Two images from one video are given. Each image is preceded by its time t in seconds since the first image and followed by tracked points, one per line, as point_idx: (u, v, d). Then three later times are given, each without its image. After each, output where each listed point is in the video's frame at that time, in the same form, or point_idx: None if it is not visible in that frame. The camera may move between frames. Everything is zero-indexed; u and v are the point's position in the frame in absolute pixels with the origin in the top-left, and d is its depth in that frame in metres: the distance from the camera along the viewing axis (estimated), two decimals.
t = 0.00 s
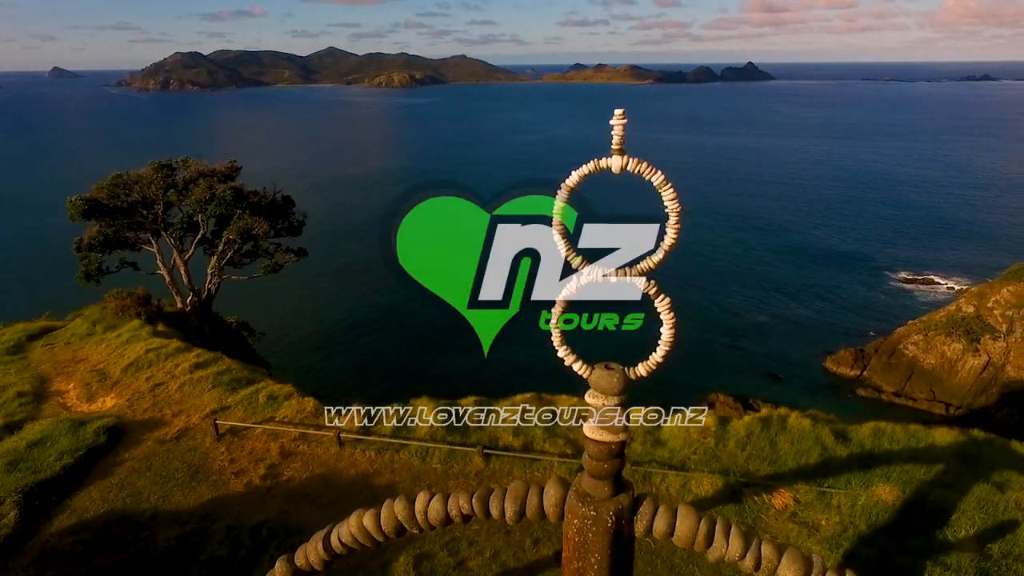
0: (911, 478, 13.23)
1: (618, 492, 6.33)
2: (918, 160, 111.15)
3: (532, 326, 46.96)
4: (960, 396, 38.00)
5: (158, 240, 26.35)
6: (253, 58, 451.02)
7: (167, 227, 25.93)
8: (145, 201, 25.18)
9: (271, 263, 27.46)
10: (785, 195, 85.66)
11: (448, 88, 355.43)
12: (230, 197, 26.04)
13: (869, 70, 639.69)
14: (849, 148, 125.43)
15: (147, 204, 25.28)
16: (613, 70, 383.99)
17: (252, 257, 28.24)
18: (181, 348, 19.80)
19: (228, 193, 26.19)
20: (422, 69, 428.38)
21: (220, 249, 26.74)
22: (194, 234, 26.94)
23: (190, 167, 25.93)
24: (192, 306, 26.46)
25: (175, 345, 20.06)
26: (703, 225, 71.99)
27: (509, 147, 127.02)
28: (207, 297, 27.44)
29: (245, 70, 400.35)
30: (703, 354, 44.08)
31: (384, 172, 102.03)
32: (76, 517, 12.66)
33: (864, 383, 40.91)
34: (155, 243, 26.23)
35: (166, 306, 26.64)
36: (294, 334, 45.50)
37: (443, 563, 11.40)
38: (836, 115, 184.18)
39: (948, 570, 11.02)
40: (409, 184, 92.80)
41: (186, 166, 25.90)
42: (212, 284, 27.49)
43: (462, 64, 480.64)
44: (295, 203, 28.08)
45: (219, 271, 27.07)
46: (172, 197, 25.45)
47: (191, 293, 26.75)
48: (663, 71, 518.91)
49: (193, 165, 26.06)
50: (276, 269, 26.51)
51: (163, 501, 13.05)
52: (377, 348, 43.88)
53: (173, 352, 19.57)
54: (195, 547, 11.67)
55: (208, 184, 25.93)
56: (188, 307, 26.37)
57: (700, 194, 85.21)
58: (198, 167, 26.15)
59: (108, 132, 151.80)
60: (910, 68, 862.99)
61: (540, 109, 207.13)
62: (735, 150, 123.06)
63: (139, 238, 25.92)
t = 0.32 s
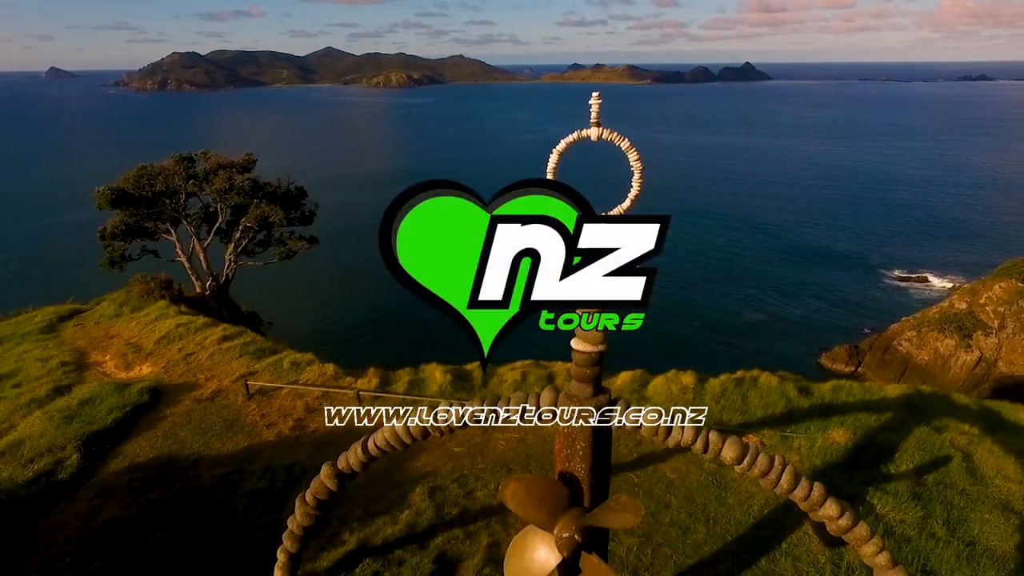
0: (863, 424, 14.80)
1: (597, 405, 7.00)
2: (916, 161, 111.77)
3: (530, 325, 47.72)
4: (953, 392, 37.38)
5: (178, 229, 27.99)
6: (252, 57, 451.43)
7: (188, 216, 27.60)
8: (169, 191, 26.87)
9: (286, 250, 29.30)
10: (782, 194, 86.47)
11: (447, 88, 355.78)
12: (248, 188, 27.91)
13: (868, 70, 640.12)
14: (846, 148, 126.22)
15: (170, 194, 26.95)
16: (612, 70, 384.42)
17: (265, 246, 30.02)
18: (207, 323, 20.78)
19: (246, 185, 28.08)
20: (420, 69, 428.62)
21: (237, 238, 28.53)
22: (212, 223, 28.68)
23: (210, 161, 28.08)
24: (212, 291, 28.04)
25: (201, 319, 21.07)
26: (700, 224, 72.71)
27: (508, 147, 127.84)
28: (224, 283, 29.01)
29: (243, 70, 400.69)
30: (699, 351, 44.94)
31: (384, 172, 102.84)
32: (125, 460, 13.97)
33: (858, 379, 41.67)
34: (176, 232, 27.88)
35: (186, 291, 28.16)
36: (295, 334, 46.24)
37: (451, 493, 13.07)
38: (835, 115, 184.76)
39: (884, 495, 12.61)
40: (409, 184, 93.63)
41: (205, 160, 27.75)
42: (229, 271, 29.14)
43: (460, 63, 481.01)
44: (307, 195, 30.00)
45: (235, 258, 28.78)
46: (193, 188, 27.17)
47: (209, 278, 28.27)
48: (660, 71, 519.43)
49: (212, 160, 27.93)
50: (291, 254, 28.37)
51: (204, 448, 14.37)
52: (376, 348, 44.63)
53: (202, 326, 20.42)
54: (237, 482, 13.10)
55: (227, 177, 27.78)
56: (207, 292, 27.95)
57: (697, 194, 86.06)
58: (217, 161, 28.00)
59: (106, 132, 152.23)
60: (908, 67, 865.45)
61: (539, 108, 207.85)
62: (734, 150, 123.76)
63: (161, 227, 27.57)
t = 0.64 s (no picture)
0: (820, 377, 16.58)
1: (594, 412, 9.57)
2: (916, 161, 112.34)
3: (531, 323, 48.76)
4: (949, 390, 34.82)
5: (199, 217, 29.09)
6: (252, 57, 452.03)
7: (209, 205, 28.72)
8: (192, 181, 27.97)
9: (300, 238, 30.53)
10: (783, 194, 87.38)
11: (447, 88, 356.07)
12: (267, 179, 29.08)
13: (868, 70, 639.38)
14: (846, 148, 126.77)
15: (193, 183, 28.05)
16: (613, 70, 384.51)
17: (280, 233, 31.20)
18: (234, 299, 22.56)
19: (265, 176, 29.24)
20: (420, 69, 428.82)
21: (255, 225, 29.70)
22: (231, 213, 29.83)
23: (231, 154, 29.05)
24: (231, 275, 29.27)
25: (229, 297, 22.85)
26: (699, 224, 73.72)
27: (509, 147, 128.73)
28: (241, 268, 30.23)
29: (243, 69, 401.01)
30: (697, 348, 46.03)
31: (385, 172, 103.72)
32: (172, 410, 15.83)
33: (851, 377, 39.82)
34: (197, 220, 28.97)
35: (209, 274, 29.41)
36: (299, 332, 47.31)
37: (459, 439, 14.67)
38: (836, 115, 185.00)
39: (834, 434, 14.42)
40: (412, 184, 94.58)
41: (226, 151, 28.83)
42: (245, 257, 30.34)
43: (461, 63, 481.52)
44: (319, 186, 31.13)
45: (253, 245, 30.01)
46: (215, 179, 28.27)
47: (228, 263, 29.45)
48: (661, 72, 519.41)
49: (232, 151, 28.99)
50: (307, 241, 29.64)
51: (240, 401, 16.12)
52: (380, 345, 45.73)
53: (229, 303, 22.12)
54: (272, 428, 14.95)
55: (247, 168, 28.91)
56: (227, 275, 29.18)
57: (697, 194, 86.97)
58: (237, 153, 29.07)
59: (106, 132, 152.56)
60: (909, 66, 864.97)
61: (539, 109, 208.39)
62: (734, 150, 124.42)
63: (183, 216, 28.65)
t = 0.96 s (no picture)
0: (781, 338, 17.74)
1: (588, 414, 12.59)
2: (914, 160, 113.34)
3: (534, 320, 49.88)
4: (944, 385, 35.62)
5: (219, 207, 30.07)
6: (252, 58, 452.51)
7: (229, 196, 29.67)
8: (213, 173, 28.84)
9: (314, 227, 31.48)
10: (782, 194, 88.40)
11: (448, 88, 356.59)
12: (284, 171, 29.85)
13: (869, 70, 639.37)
14: (845, 148, 127.77)
15: (214, 175, 28.93)
16: (613, 71, 385.06)
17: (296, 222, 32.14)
18: (255, 276, 23.91)
19: (282, 168, 30.03)
20: (420, 69, 429.45)
21: (271, 214, 30.64)
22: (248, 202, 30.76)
23: (250, 146, 29.77)
24: (249, 261, 30.41)
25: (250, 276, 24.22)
26: (698, 223, 74.81)
27: (510, 147, 129.72)
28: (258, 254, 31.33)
29: (244, 70, 401.48)
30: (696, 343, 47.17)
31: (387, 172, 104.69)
32: (210, 367, 17.32)
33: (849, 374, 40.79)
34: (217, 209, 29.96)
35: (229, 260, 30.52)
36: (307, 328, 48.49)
37: (461, 387, 16.16)
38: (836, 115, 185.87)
39: (789, 383, 15.68)
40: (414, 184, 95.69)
41: (244, 144, 29.61)
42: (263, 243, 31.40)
43: (461, 63, 482.30)
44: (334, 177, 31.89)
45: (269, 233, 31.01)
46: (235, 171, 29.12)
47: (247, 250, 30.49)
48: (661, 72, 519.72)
49: (250, 144, 29.74)
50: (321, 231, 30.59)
51: (269, 360, 17.54)
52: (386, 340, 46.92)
53: (251, 280, 23.25)
54: (298, 379, 16.51)
55: (265, 160, 29.69)
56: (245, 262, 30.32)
57: (696, 194, 88.01)
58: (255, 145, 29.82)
59: (108, 133, 153.34)
60: (910, 64, 865.14)
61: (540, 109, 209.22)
62: (735, 150, 125.38)
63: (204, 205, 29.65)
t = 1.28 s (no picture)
0: (747, 306, 18.57)
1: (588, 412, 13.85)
2: (912, 160, 114.28)
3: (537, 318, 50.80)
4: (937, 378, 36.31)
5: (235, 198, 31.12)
6: (253, 58, 453.59)
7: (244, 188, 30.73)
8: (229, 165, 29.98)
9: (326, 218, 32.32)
10: (780, 194, 89.31)
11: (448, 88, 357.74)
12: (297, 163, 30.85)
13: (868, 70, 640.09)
14: (844, 148, 128.72)
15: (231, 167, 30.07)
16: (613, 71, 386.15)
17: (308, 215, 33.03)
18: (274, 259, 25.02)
19: (295, 161, 31.05)
20: (420, 68, 430.82)
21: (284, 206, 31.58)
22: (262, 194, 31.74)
23: (265, 141, 30.98)
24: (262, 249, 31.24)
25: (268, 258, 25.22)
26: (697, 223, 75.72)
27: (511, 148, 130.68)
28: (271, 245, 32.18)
29: (244, 70, 402.86)
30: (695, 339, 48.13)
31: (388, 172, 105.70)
32: (238, 332, 18.33)
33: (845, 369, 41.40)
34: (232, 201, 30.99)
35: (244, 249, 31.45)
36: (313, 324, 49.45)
37: (464, 346, 17.17)
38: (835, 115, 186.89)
39: (748, 342, 16.64)
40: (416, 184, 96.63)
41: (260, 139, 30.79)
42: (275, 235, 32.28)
43: (461, 63, 483.87)
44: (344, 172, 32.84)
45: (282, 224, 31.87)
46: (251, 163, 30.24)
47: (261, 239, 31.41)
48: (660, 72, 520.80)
49: (265, 139, 30.92)
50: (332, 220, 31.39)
51: (291, 328, 18.52)
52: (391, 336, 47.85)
53: (272, 262, 24.21)
54: (318, 341, 17.53)
55: (279, 154, 30.76)
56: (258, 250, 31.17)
57: (695, 193, 88.95)
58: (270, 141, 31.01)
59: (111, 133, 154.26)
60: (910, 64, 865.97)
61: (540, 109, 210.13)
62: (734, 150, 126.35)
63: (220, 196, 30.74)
